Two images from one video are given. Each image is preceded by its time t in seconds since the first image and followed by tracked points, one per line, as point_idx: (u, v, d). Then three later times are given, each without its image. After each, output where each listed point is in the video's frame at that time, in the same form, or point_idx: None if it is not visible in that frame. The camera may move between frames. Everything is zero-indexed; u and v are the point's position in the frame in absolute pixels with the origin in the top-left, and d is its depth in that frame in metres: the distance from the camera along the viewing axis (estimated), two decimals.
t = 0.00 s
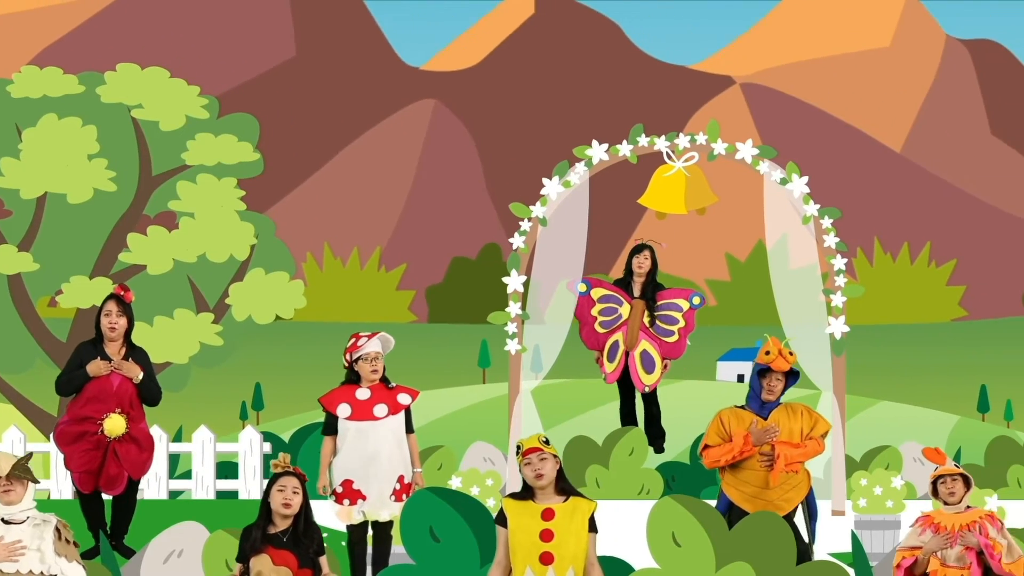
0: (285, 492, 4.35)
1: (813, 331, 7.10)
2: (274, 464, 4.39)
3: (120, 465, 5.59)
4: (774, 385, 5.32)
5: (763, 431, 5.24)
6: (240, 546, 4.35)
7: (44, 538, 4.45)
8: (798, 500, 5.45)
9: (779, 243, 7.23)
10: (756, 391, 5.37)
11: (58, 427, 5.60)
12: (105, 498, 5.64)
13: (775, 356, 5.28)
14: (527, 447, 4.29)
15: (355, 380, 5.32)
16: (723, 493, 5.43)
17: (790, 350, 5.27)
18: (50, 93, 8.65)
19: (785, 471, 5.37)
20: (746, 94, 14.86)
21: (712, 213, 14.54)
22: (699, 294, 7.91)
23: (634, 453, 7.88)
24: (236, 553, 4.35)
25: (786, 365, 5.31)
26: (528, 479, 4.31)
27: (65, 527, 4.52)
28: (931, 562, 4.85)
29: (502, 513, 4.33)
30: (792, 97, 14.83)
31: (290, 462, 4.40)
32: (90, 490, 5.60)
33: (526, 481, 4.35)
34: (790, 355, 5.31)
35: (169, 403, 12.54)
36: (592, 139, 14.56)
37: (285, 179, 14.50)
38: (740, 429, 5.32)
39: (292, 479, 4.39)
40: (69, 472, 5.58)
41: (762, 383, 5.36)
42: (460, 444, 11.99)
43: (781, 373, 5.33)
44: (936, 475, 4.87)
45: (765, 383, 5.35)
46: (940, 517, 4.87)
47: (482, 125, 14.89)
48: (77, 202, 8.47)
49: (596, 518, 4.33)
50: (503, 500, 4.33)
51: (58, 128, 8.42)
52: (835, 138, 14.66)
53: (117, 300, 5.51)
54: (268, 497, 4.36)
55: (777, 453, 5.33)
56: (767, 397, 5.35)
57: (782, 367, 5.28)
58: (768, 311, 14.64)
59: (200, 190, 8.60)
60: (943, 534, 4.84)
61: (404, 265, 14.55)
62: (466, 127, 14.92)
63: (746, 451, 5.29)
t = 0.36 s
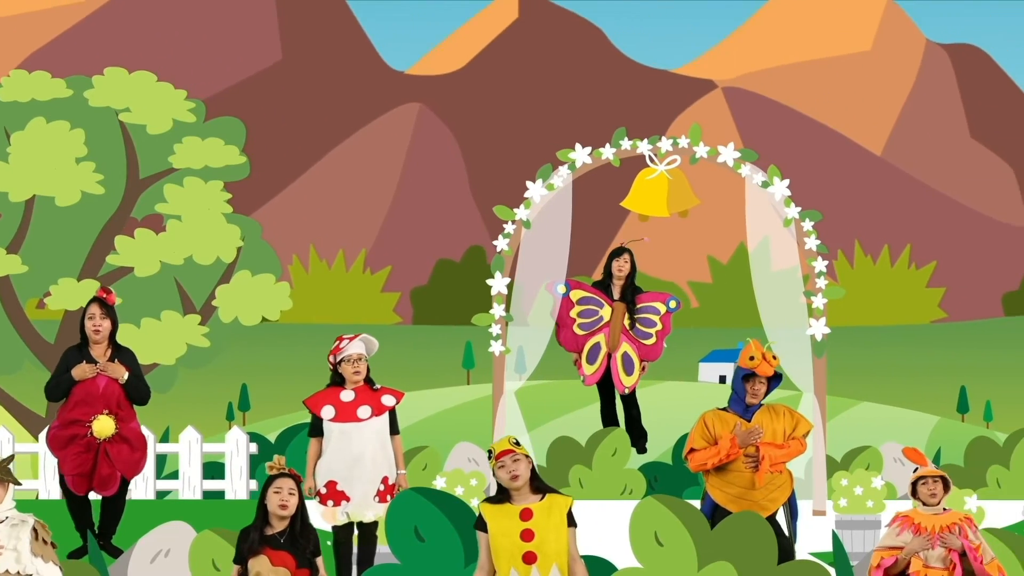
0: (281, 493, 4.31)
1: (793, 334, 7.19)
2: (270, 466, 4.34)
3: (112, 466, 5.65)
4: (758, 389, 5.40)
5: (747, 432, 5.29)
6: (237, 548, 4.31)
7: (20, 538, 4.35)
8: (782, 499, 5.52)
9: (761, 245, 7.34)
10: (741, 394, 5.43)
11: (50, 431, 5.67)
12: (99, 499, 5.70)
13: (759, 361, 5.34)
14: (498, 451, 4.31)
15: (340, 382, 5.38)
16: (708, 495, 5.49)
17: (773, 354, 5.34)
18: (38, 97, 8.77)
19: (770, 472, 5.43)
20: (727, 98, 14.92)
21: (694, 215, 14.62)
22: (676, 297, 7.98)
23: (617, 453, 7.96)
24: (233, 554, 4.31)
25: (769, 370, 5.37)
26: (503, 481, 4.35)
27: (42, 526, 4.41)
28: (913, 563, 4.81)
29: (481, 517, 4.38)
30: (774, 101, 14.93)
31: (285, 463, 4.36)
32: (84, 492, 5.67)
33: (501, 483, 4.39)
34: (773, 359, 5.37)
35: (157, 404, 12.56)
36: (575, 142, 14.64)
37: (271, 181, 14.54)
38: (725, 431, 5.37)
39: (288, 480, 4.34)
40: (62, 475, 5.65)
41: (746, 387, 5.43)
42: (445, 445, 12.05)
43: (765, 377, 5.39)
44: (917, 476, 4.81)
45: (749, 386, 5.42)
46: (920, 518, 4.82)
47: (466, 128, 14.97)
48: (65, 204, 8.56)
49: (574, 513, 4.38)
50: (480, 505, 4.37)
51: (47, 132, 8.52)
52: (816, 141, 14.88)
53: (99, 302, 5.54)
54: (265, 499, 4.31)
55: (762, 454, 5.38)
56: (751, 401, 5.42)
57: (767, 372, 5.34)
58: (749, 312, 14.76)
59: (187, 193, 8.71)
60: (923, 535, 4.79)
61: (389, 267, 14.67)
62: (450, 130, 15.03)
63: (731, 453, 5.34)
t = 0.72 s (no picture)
0: (268, 491, 4.41)
1: (775, 336, 7.28)
2: (257, 467, 4.47)
3: (107, 462, 5.76)
4: (730, 385, 5.44)
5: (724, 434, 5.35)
6: (226, 547, 4.41)
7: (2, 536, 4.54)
8: (762, 499, 5.58)
9: (742, 247, 7.40)
10: (714, 394, 5.48)
11: (43, 435, 5.77)
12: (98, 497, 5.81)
13: (723, 356, 5.43)
14: (477, 452, 4.41)
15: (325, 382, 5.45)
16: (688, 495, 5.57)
17: (737, 348, 5.43)
18: (26, 101, 8.82)
19: (749, 472, 5.50)
20: (708, 101, 15.03)
21: (677, 218, 14.74)
22: (655, 298, 8.19)
23: (599, 454, 8.04)
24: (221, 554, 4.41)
25: (735, 365, 5.46)
26: (482, 483, 4.42)
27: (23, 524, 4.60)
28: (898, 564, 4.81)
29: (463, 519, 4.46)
30: (755, 105, 15.06)
31: (271, 463, 4.48)
32: (81, 492, 5.76)
33: (481, 485, 4.46)
34: (738, 353, 5.46)
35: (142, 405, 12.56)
36: (558, 145, 14.75)
37: (256, 184, 14.61)
38: (703, 431, 5.41)
39: (274, 479, 4.44)
40: (58, 477, 5.75)
41: (718, 385, 5.48)
42: (430, 445, 12.10)
43: (733, 372, 5.47)
44: (899, 478, 4.86)
45: (720, 384, 5.47)
46: (902, 518, 4.83)
47: (450, 131, 15.07)
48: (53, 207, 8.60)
49: (553, 512, 4.43)
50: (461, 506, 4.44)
51: (35, 135, 8.57)
52: (797, 144, 15.00)
53: (83, 302, 5.61)
54: (252, 498, 4.42)
55: (740, 454, 5.45)
56: (723, 398, 5.46)
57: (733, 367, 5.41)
58: (732, 314, 14.86)
59: (174, 196, 8.81)
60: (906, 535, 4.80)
61: (374, 269, 14.73)
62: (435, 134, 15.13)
63: (709, 453, 5.40)
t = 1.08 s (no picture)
0: (242, 489, 4.37)
1: (756, 337, 7.38)
2: (231, 465, 4.43)
3: (98, 463, 5.82)
4: (699, 385, 5.46)
5: (679, 448, 5.37)
6: (200, 545, 4.36)
7: None
8: (740, 501, 5.55)
9: (723, 250, 7.49)
10: (686, 395, 5.52)
11: (33, 437, 5.82)
12: (89, 498, 5.86)
13: (688, 356, 5.46)
14: (463, 447, 4.43)
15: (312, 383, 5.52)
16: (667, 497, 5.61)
17: (701, 348, 5.44)
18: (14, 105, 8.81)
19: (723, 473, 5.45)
20: (691, 106, 15.08)
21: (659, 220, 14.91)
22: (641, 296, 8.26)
23: (582, 455, 8.10)
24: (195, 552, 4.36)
25: (702, 364, 5.46)
26: (463, 481, 4.44)
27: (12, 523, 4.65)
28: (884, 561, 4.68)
29: (441, 516, 4.46)
30: (738, 109, 15.19)
31: (246, 461, 4.44)
32: (72, 492, 5.83)
33: (461, 482, 4.48)
34: (703, 352, 5.46)
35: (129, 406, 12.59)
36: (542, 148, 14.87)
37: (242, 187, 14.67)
38: (676, 435, 5.47)
39: (250, 477, 4.41)
40: (50, 478, 5.81)
41: (688, 385, 5.51)
42: (415, 445, 12.14)
43: (701, 372, 5.47)
44: (884, 475, 4.70)
45: (690, 384, 5.50)
46: (888, 515, 4.70)
47: (435, 134, 15.22)
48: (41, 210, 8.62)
49: (532, 513, 4.42)
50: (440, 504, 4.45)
51: (24, 139, 8.62)
52: (779, 147, 15.13)
53: (68, 305, 5.63)
54: (226, 496, 4.38)
55: (713, 455, 5.40)
56: (695, 399, 5.48)
57: (698, 366, 5.43)
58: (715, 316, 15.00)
59: (161, 200, 8.86)
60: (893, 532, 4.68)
61: (359, 272, 14.78)
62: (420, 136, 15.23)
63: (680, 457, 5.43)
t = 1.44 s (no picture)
0: (214, 492, 4.50)
1: (738, 338, 7.47)
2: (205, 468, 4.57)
3: (87, 462, 5.90)
4: (678, 385, 5.52)
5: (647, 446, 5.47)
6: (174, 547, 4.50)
7: None
8: (717, 502, 5.62)
9: (705, 252, 7.60)
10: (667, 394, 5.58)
11: (22, 437, 5.89)
12: (76, 498, 5.93)
13: (670, 355, 5.51)
14: (457, 445, 4.56)
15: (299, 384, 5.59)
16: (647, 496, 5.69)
17: (683, 348, 5.49)
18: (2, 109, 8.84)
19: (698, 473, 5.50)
20: (673, 109, 15.25)
21: (642, 222, 14.99)
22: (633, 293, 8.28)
23: (565, 455, 8.19)
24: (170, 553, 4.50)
25: (683, 363, 5.51)
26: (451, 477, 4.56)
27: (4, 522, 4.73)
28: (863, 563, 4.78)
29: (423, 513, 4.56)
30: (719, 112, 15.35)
31: (220, 464, 4.57)
32: (62, 492, 5.90)
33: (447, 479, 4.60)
34: (685, 352, 5.52)
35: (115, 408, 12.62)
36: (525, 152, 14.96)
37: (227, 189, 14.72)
38: (655, 434, 5.54)
39: (223, 481, 4.53)
40: (39, 478, 5.88)
41: (669, 385, 5.57)
42: (399, 446, 12.18)
43: (682, 371, 5.52)
44: (864, 480, 4.80)
45: (671, 383, 5.56)
46: (870, 518, 4.81)
47: (418, 137, 15.23)
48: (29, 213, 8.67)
49: (512, 515, 4.54)
50: (425, 501, 4.57)
51: (11, 142, 8.65)
52: (760, 151, 15.32)
53: (55, 306, 5.76)
54: (199, 499, 4.52)
55: (689, 455, 5.46)
56: (675, 398, 5.54)
57: (678, 365, 5.49)
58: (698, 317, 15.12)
59: (148, 202, 8.93)
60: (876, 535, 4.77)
61: (344, 275, 14.90)
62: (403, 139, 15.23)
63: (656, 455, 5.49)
